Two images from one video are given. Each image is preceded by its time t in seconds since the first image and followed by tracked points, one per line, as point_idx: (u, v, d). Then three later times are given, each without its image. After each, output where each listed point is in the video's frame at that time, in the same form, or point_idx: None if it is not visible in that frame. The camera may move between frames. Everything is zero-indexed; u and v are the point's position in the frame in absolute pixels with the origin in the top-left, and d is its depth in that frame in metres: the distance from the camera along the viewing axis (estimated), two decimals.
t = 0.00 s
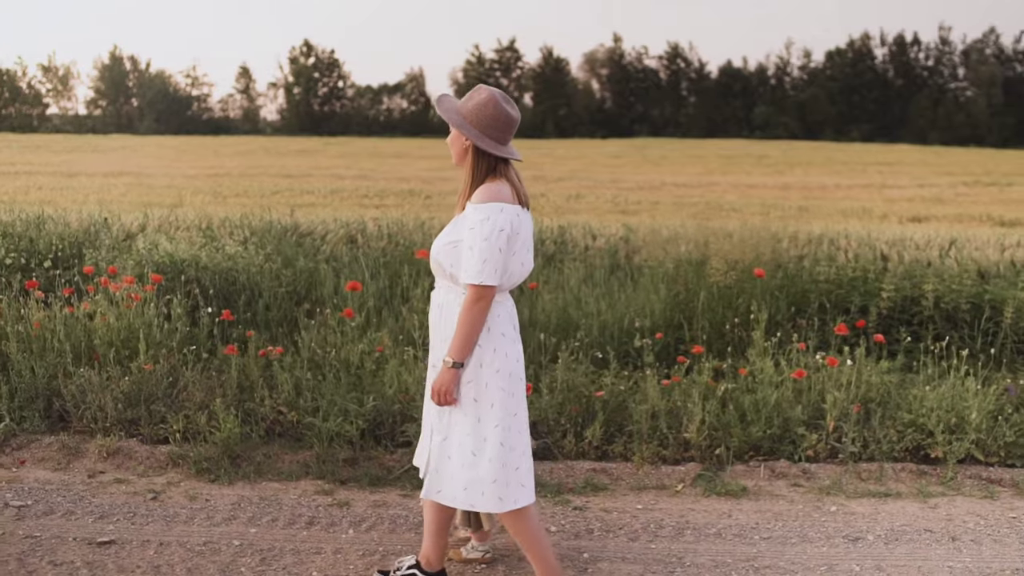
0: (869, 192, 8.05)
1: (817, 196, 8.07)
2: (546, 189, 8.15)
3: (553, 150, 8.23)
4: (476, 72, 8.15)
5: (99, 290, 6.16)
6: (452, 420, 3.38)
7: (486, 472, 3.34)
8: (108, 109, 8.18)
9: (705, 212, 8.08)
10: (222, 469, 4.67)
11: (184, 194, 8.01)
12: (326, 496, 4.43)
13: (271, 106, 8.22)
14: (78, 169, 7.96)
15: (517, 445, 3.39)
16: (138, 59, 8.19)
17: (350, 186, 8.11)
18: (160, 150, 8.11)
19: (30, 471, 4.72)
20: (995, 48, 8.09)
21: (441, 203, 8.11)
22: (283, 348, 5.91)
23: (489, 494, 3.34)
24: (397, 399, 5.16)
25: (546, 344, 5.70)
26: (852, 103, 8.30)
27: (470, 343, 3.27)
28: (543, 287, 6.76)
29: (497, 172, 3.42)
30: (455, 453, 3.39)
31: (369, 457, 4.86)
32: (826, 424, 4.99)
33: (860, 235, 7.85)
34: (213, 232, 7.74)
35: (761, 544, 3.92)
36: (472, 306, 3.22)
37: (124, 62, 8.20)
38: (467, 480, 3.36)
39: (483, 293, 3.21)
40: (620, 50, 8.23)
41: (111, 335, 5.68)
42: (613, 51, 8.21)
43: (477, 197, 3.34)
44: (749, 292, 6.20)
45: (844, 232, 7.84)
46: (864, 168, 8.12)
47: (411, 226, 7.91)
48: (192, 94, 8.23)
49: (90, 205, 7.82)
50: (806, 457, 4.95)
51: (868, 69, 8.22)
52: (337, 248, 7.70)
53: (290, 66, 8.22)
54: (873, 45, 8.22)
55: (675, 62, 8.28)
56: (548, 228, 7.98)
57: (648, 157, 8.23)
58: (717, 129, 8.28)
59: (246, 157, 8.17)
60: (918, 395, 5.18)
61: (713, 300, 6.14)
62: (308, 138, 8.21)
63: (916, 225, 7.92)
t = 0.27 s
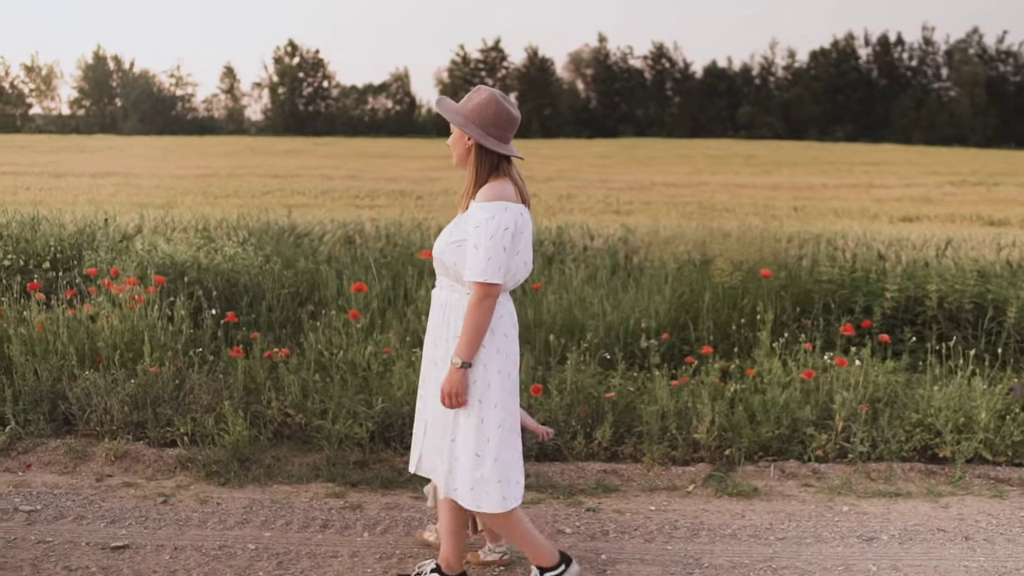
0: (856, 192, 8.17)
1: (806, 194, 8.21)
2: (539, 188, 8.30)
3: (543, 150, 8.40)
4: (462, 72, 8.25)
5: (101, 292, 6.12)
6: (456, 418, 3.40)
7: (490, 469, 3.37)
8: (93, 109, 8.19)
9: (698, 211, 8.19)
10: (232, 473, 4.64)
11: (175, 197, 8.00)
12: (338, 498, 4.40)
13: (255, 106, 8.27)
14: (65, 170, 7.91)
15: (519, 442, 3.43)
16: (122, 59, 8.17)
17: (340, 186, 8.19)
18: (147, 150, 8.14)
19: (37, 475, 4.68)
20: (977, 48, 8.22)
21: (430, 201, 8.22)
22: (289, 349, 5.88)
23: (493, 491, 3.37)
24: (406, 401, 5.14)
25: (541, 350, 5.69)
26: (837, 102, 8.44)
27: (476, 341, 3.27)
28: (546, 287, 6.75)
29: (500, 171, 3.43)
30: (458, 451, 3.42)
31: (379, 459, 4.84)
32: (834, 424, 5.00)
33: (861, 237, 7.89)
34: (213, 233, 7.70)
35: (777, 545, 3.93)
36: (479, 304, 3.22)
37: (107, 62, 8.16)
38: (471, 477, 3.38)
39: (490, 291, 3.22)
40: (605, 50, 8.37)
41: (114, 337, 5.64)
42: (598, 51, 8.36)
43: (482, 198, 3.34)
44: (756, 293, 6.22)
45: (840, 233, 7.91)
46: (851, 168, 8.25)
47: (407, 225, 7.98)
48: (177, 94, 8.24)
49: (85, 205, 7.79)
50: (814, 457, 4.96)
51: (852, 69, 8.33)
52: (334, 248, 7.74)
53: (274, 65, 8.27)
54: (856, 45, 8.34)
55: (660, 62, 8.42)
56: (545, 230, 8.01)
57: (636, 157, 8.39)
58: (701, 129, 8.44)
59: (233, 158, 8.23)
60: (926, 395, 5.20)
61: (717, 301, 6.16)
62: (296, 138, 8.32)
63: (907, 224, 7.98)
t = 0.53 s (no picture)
0: (847, 192, 8.28)
1: (798, 195, 8.32)
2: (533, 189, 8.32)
3: (532, 151, 8.42)
4: (447, 73, 8.21)
5: (104, 294, 6.09)
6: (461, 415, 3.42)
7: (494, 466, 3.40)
8: (76, 109, 8.23)
9: (689, 211, 8.28)
10: (241, 476, 4.61)
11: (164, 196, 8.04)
12: (349, 501, 4.38)
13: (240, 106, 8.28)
14: (53, 171, 7.92)
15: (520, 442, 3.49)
16: (106, 59, 8.22)
17: (332, 187, 8.21)
18: (135, 151, 8.16)
19: (44, 480, 4.64)
20: (961, 48, 8.24)
21: (422, 201, 8.21)
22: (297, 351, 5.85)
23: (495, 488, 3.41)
24: (415, 404, 5.09)
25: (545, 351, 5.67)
26: (822, 102, 8.49)
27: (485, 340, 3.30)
28: (552, 288, 6.73)
29: (505, 170, 3.47)
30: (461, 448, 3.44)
31: (389, 462, 4.82)
32: (843, 424, 5.02)
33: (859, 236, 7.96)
34: (211, 235, 7.62)
35: (792, 545, 3.93)
36: (489, 302, 3.26)
37: (91, 62, 8.21)
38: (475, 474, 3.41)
39: (500, 290, 3.25)
40: (590, 50, 8.38)
41: (119, 339, 5.61)
42: (583, 51, 8.36)
43: (490, 197, 3.38)
44: (762, 293, 6.23)
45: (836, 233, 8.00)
46: (839, 168, 8.34)
47: (405, 228, 7.90)
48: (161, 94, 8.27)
49: (83, 207, 7.78)
50: (825, 458, 4.96)
51: (837, 69, 8.37)
52: (331, 247, 7.65)
53: (259, 65, 8.27)
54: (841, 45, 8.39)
55: (645, 62, 8.43)
56: (544, 232, 7.98)
57: (623, 157, 8.45)
58: (687, 129, 8.49)
59: (222, 158, 8.25)
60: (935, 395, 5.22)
61: (723, 302, 6.16)
62: (282, 139, 8.34)
63: (898, 224, 8.13)
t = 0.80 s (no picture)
0: (838, 192, 8.32)
1: (790, 194, 8.34)
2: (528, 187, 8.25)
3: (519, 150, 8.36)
4: (434, 73, 8.21)
5: (108, 295, 6.04)
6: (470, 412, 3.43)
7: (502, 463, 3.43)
8: (62, 109, 8.17)
9: (684, 211, 8.26)
10: (252, 478, 4.59)
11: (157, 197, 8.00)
12: (363, 504, 4.36)
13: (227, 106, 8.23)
14: (41, 171, 7.89)
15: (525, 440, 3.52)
16: (91, 60, 8.20)
17: (327, 188, 8.18)
18: (122, 151, 8.11)
19: (52, 483, 4.61)
20: (947, 48, 8.29)
21: (415, 201, 8.17)
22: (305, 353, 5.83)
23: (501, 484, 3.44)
24: (426, 404, 5.10)
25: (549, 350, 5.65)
26: (808, 102, 8.51)
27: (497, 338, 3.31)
28: (558, 288, 6.72)
29: (511, 166, 3.45)
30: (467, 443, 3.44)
31: (399, 464, 4.80)
32: (853, 423, 5.04)
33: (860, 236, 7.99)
34: (212, 237, 7.63)
35: (808, 545, 3.94)
36: (503, 299, 3.26)
37: (76, 62, 8.18)
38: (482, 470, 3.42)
39: (514, 289, 3.25)
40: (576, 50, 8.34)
41: (123, 341, 5.57)
42: (570, 51, 8.31)
43: (499, 195, 3.37)
44: (766, 293, 6.24)
45: (835, 233, 8.05)
46: (828, 169, 8.37)
47: (405, 228, 7.93)
48: (147, 94, 8.24)
49: (82, 208, 7.75)
50: (834, 458, 4.97)
51: (823, 69, 8.41)
52: (330, 248, 7.65)
53: (245, 66, 8.26)
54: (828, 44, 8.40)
55: (632, 62, 8.40)
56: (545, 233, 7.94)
57: (612, 157, 8.39)
58: (674, 129, 8.47)
59: (211, 158, 8.21)
60: (944, 394, 5.26)
61: (729, 302, 6.17)
62: (270, 138, 8.29)
63: (891, 224, 8.18)
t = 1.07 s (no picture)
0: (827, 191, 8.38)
1: (781, 194, 8.36)
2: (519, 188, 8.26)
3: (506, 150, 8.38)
4: (421, 72, 8.17)
5: (110, 297, 5.99)
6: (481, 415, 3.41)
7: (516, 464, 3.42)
8: (47, 109, 8.08)
9: (676, 211, 8.28)
10: (263, 481, 4.56)
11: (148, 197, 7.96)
12: (375, 506, 4.34)
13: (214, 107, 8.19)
14: (29, 172, 7.83)
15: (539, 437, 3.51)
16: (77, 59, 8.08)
17: (321, 188, 8.19)
18: (110, 152, 8.04)
19: (61, 486, 4.57)
20: (931, 48, 8.32)
21: (408, 201, 8.17)
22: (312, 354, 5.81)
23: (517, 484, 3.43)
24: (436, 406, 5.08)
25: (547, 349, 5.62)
26: (795, 102, 8.54)
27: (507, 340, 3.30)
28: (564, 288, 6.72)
29: (511, 167, 3.44)
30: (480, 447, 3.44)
31: (409, 465, 4.79)
32: (862, 422, 5.05)
33: (861, 236, 8.02)
34: (210, 238, 7.56)
35: (824, 545, 3.95)
36: (511, 302, 3.25)
37: (62, 62, 8.07)
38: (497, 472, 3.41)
39: (522, 289, 3.24)
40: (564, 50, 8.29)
41: (127, 344, 5.53)
42: (557, 51, 8.25)
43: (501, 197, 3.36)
44: (770, 293, 6.24)
45: (835, 233, 8.08)
46: (817, 168, 8.44)
47: (404, 228, 7.92)
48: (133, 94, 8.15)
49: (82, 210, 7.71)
50: (844, 457, 4.99)
51: (809, 69, 8.43)
52: (329, 249, 7.62)
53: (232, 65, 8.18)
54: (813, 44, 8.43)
55: (619, 62, 8.40)
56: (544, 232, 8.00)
57: (601, 157, 8.39)
58: (661, 129, 8.49)
59: (197, 158, 8.16)
60: (950, 392, 5.29)
61: (733, 303, 6.17)
62: (259, 139, 8.23)
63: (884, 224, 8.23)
